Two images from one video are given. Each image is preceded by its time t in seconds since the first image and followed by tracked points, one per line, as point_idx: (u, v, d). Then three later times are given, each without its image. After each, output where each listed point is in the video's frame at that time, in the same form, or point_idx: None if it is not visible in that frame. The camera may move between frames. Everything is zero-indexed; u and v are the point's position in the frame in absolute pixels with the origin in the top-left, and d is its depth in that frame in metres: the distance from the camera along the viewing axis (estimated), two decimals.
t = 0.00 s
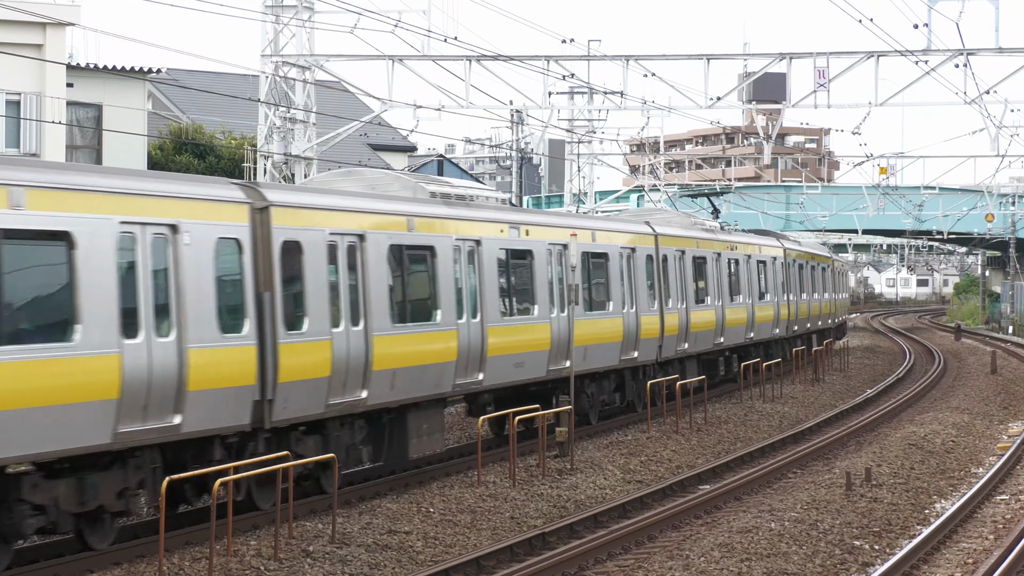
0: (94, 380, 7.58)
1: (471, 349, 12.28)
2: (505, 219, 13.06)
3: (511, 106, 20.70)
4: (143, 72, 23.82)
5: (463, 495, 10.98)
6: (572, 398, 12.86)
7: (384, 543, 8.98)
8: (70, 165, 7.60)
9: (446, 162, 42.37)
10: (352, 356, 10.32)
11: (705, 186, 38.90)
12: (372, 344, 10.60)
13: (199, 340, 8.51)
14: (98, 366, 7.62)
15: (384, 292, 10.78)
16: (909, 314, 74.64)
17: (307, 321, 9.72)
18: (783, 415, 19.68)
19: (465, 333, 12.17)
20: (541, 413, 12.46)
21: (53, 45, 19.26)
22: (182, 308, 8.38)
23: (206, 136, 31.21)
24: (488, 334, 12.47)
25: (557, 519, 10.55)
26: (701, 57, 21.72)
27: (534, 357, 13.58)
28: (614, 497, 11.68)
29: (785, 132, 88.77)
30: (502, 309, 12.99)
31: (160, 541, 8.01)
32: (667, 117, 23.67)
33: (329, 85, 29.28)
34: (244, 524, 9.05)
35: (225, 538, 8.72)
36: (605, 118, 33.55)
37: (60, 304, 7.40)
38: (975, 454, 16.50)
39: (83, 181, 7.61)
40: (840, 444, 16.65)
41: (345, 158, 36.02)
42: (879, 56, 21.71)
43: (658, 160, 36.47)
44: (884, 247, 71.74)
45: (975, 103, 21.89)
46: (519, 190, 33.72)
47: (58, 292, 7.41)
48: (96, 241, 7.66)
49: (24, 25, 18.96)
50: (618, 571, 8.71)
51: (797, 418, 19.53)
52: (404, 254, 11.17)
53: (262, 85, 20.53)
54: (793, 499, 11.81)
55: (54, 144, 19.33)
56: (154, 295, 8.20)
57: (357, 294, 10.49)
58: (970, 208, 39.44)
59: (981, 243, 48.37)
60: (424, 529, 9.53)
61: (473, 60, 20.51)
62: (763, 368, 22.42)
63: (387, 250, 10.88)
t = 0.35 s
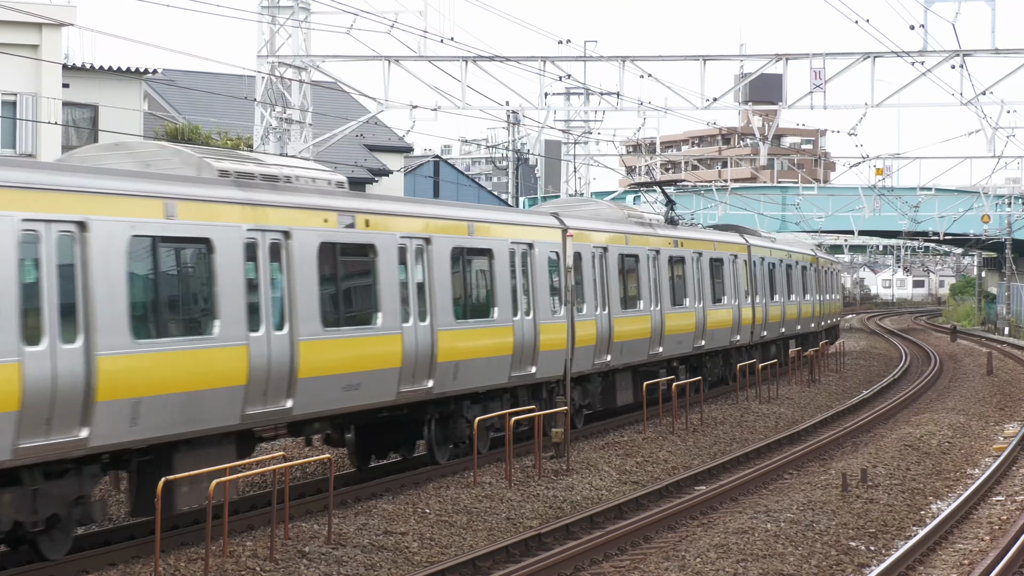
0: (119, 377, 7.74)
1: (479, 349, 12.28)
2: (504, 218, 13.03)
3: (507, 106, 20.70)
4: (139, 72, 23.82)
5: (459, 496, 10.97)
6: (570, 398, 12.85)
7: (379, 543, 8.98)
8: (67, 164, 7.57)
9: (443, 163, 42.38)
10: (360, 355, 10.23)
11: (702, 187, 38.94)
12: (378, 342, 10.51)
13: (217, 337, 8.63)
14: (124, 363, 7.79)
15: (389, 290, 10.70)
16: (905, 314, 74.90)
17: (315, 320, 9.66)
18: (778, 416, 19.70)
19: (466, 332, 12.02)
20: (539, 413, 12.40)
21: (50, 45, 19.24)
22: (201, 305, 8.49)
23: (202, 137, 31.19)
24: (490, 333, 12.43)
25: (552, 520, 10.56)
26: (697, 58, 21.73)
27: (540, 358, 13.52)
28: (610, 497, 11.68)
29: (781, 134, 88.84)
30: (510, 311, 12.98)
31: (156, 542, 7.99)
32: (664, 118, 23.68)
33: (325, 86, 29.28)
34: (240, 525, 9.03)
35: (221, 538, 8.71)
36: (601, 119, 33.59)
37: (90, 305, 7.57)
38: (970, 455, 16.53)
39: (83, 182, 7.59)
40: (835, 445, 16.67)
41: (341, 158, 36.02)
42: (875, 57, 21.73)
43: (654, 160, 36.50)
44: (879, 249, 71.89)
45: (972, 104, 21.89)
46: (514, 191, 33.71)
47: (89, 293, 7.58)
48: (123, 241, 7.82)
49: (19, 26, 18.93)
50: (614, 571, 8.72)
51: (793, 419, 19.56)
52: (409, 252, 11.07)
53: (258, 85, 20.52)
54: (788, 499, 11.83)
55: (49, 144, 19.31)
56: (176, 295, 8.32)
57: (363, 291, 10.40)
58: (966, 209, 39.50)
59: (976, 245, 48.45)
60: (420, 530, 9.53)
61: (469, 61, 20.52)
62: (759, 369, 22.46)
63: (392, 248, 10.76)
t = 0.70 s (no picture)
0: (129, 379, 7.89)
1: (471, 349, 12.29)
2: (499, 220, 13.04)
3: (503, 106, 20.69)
4: (135, 73, 23.80)
5: (456, 496, 10.98)
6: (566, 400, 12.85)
7: (375, 544, 8.98)
8: (62, 166, 7.58)
9: (439, 163, 42.36)
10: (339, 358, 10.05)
11: (697, 188, 38.95)
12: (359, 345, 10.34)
13: (226, 338, 8.75)
14: (135, 365, 7.94)
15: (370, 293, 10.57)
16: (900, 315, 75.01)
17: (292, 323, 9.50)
18: (774, 416, 19.71)
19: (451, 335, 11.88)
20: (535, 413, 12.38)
21: (45, 46, 19.22)
22: (213, 307, 8.64)
23: (197, 138, 31.16)
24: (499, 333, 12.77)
25: (549, 520, 10.56)
26: (692, 58, 21.74)
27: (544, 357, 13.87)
28: (607, 498, 11.69)
29: (777, 134, 88.88)
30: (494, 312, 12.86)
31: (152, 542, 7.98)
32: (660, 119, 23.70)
33: (320, 87, 29.26)
34: (236, 526, 9.03)
35: (217, 539, 8.70)
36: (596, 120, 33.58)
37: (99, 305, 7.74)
38: (966, 455, 16.56)
39: (78, 183, 7.61)
40: (831, 446, 16.69)
41: (336, 159, 36.01)
42: (870, 57, 21.76)
43: (650, 161, 36.52)
44: (875, 249, 71.89)
45: (967, 105, 21.92)
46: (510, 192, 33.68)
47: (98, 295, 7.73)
48: (133, 244, 7.98)
49: (14, 28, 18.92)
50: (609, 572, 8.73)
51: (790, 419, 19.59)
52: (390, 255, 10.91)
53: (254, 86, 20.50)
54: (784, 500, 11.85)
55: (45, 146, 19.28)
56: (187, 299, 8.47)
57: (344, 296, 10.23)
58: (961, 209, 39.53)
59: (971, 245, 48.49)
60: (416, 531, 9.53)
61: (464, 62, 20.52)
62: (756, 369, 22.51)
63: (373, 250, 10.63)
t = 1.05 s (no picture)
0: (151, 376, 8.18)
1: (474, 348, 12.49)
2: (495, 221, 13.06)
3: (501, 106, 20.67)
4: (132, 74, 23.75)
5: (453, 496, 10.99)
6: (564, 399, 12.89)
7: (373, 544, 8.97)
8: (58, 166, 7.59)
9: (436, 164, 42.30)
10: (304, 360, 9.79)
11: (694, 188, 38.95)
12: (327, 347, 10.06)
13: (242, 338, 9.06)
14: (153, 364, 8.20)
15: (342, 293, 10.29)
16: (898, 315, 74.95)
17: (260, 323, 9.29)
18: (771, 416, 19.71)
19: (430, 334, 11.67)
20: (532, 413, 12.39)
21: (42, 46, 19.19)
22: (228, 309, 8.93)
23: (194, 138, 31.08)
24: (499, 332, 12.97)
25: (546, 520, 10.56)
26: (690, 59, 21.72)
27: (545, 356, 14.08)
28: (604, 497, 11.70)
29: (774, 134, 88.84)
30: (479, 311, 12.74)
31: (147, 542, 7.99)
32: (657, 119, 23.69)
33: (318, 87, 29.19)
34: (233, 526, 9.04)
35: (214, 539, 8.70)
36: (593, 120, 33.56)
37: (118, 305, 7.99)
38: (963, 455, 16.59)
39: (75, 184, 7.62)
40: (829, 446, 16.70)
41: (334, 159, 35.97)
42: (867, 57, 21.76)
43: (647, 161, 36.51)
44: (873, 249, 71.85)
45: (965, 105, 21.91)
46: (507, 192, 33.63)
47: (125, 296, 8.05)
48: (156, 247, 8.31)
49: (10, 28, 18.88)
50: (607, 572, 8.74)
51: (787, 419, 19.62)
52: (399, 254, 11.19)
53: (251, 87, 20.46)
54: (782, 500, 11.86)
55: (42, 147, 19.25)
56: (202, 298, 8.75)
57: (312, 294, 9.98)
58: (959, 209, 39.55)
59: (969, 246, 48.48)
60: (413, 531, 9.53)
61: (462, 62, 20.49)
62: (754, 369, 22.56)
63: (344, 249, 10.36)
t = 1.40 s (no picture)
0: (173, 374, 8.26)
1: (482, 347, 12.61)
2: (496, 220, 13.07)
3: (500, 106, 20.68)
4: (131, 73, 23.76)
5: (452, 496, 10.98)
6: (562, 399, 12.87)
7: (372, 544, 8.97)
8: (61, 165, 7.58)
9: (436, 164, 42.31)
10: (313, 359, 9.78)
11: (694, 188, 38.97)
12: (335, 346, 10.07)
13: (259, 336, 9.15)
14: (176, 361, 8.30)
15: (346, 293, 10.26)
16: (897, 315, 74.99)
17: (267, 321, 9.24)
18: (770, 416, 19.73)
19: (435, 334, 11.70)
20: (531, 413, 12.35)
21: (42, 46, 19.20)
22: (247, 307, 9.03)
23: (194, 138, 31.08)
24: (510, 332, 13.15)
25: (545, 520, 10.56)
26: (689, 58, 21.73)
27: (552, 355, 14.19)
28: (604, 497, 11.71)
29: (773, 133, 88.89)
30: (480, 312, 12.74)
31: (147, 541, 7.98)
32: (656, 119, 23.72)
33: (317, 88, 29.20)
34: (233, 526, 9.04)
35: (213, 539, 8.70)
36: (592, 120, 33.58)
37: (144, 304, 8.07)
38: (962, 454, 16.60)
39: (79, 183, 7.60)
40: (828, 445, 16.70)
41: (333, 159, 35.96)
42: (867, 57, 21.75)
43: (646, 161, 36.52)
44: (871, 249, 71.89)
45: (964, 105, 21.92)
46: (507, 192, 33.63)
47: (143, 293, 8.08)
48: (175, 245, 8.35)
49: (10, 28, 18.89)
50: (606, 571, 8.74)
51: (786, 419, 19.63)
52: (408, 254, 11.31)
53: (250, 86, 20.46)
54: (781, 499, 11.87)
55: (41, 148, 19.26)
56: (223, 297, 8.84)
57: (318, 294, 9.97)
58: (958, 209, 39.56)
59: (967, 246, 48.47)
60: (412, 531, 9.53)
61: (461, 62, 20.49)
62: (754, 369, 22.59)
63: (352, 249, 10.41)
